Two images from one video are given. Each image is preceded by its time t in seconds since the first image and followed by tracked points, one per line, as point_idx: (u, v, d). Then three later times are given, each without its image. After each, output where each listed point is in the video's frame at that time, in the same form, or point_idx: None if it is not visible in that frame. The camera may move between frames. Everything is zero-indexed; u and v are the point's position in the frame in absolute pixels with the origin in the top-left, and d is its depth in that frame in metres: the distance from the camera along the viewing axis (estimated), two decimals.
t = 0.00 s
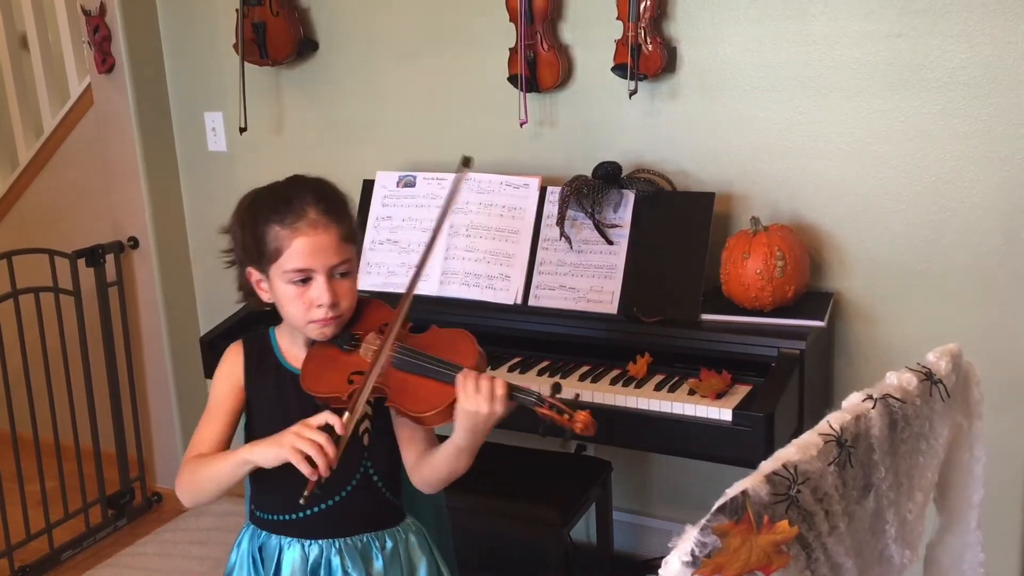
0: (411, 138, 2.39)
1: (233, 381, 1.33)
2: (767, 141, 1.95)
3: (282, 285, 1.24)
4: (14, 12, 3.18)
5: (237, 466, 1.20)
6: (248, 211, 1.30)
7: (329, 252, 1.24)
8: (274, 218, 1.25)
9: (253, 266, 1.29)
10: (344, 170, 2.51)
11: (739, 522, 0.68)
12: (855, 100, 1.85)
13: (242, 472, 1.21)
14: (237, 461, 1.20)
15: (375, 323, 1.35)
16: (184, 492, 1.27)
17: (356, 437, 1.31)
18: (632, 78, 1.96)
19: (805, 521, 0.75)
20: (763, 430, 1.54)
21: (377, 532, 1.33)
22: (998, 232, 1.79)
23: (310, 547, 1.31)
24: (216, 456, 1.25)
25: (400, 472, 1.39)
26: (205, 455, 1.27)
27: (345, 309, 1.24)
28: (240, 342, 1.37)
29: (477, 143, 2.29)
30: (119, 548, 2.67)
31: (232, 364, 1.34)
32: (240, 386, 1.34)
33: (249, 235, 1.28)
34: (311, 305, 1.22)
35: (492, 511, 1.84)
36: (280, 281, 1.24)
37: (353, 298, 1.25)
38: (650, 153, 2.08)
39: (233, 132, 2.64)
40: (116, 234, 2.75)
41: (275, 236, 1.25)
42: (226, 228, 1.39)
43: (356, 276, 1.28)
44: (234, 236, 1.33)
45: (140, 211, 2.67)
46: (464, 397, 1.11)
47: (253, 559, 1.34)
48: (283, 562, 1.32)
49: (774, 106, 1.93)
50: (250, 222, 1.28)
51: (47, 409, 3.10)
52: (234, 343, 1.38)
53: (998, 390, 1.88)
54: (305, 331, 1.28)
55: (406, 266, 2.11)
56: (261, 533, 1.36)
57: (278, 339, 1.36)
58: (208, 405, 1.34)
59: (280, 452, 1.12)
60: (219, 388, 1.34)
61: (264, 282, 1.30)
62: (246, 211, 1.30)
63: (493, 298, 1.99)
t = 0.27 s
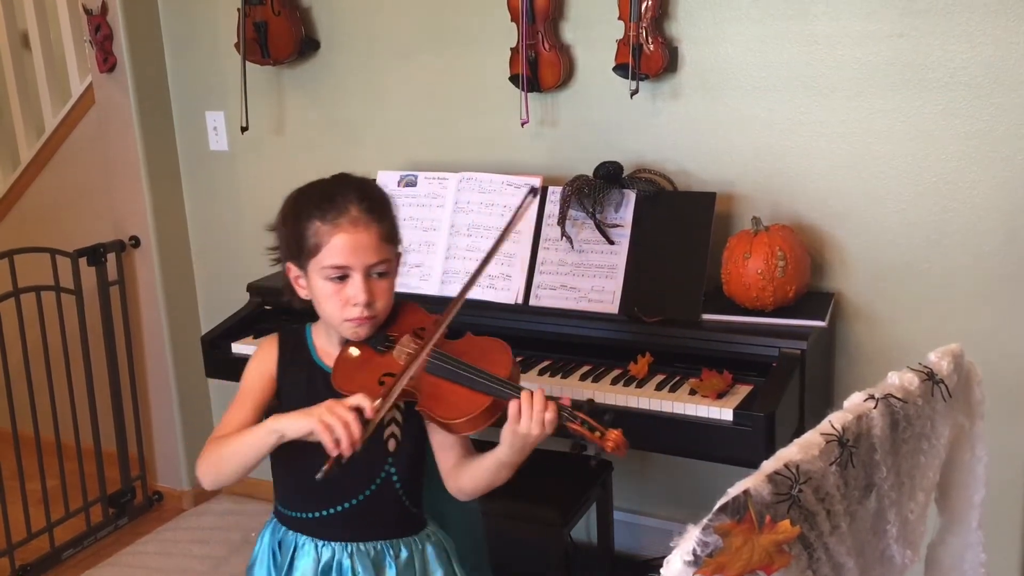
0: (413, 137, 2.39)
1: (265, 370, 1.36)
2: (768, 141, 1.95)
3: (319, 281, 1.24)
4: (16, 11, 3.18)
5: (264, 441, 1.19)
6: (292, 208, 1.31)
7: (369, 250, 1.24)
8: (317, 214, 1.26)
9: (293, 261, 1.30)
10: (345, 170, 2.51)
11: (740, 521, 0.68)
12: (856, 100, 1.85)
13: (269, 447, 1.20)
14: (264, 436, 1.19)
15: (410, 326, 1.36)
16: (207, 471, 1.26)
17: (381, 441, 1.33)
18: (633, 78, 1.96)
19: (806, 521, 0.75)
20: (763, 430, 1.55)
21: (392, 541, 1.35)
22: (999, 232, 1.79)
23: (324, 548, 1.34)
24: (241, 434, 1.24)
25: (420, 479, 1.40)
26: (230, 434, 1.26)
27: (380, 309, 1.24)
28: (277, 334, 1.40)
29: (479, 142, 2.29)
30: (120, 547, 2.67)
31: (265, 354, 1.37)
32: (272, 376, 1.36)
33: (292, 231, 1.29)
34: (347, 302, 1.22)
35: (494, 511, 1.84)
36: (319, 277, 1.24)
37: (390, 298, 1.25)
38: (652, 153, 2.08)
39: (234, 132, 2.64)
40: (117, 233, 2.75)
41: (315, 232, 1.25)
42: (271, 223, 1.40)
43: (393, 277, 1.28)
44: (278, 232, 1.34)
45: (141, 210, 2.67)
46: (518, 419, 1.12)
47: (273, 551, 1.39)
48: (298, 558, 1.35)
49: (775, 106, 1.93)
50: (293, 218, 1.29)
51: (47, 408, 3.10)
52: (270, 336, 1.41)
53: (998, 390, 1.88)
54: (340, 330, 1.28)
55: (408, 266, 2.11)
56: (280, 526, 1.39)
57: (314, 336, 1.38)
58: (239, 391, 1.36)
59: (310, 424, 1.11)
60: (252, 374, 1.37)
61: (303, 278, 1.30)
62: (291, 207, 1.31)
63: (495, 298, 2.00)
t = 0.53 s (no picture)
0: (414, 137, 2.39)
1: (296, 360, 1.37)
2: (770, 141, 1.95)
3: (351, 279, 1.24)
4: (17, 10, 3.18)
5: (282, 410, 1.22)
6: (329, 203, 1.31)
7: (401, 250, 1.23)
8: (352, 211, 1.26)
9: (327, 258, 1.31)
10: (346, 169, 2.51)
11: (742, 521, 0.68)
12: (858, 100, 1.85)
13: (288, 414, 1.22)
14: (282, 405, 1.22)
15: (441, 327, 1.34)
16: (235, 456, 1.27)
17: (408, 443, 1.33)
18: (635, 77, 1.96)
19: (808, 521, 0.75)
20: (765, 430, 1.55)
21: (413, 545, 1.34)
22: (1001, 232, 1.79)
23: (346, 549, 1.34)
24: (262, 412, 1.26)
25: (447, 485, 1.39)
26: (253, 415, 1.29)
27: (409, 310, 1.24)
28: (309, 331, 1.41)
29: (481, 142, 2.29)
30: (121, 545, 2.67)
31: (296, 349, 1.38)
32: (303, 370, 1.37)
33: (327, 227, 1.29)
34: (377, 302, 1.22)
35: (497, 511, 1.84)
36: (350, 275, 1.24)
37: (421, 299, 1.25)
38: (653, 153, 2.08)
39: (236, 130, 2.64)
40: (119, 232, 2.75)
41: (349, 229, 1.25)
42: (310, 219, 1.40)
43: (426, 277, 1.28)
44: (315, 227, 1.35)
45: (142, 208, 2.67)
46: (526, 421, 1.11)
47: (297, 549, 1.41)
48: (320, 558, 1.36)
49: (779, 107, 1.92)
50: (329, 215, 1.29)
51: (47, 406, 3.11)
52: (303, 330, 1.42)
53: (999, 390, 1.88)
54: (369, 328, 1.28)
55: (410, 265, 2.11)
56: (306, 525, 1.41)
57: (345, 333, 1.38)
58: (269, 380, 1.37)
59: (336, 381, 1.14)
60: (284, 365, 1.37)
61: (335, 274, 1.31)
62: (327, 202, 1.32)
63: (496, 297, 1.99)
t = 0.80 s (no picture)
0: (416, 134, 2.39)
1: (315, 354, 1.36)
2: (772, 139, 1.95)
3: (362, 278, 1.24)
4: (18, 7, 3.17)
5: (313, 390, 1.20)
6: (340, 202, 1.31)
7: (413, 249, 1.23)
8: (364, 210, 1.26)
9: (338, 256, 1.30)
10: (347, 167, 2.51)
11: (744, 520, 0.68)
12: (860, 98, 1.85)
13: (319, 394, 1.20)
14: (315, 384, 1.20)
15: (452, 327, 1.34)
16: (262, 439, 1.25)
17: (420, 443, 1.33)
18: (637, 75, 1.96)
19: (810, 519, 0.75)
20: (765, 429, 1.55)
21: (421, 543, 1.34)
22: (1002, 230, 1.79)
23: (355, 544, 1.35)
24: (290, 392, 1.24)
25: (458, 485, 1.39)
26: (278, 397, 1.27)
27: (420, 309, 1.23)
28: (325, 327, 1.40)
29: (482, 139, 2.29)
30: (122, 543, 2.67)
31: (315, 344, 1.37)
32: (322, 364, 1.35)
33: (338, 226, 1.29)
34: (389, 300, 1.22)
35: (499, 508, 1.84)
36: (362, 273, 1.24)
37: (432, 299, 1.24)
38: (655, 151, 2.08)
39: (236, 128, 2.63)
40: (120, 229, 2.75)
41: (361, 229, 1.25)
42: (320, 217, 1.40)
43: (437, 276, 1.28)
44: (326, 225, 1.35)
45: (143, 205, 2.67)
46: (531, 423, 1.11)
47: (307, 540, 1.42)
48: (329, 552, 1.37)
49: (781, 105, 1.92)
50: (340, 214, 1.29)
51: (48, 404, 3.11)
52: (317, 327, 1.41)
53: (1000, 389, 1.88)
54: (380, 327, 1.28)
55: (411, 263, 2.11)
56: (315, 518, 1.42)
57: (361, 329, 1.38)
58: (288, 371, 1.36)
59: (370, 351, 1.16)
60: (302, 355, 1.36)
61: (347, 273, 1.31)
62: (338, 201, 1.32)
63: (496, 295, 1.99)
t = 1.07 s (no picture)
0: (416, 130, 2.38)
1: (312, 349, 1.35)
2: (773, 135, 1.94)
3: (355, 274, 1.24)
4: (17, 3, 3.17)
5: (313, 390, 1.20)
6: (330, 198, 1.30)
7: (405, 244, 1.23)
8: (354, 206, 1.25)
9: (331, 252, 1.30)
10: (347, 163, 2.50)
11: (744, 516, 0.68)
12: (860, 94, 1.84)
13: (317, 395, 1.20)
14: (314, 384, 1.20)
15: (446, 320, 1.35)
16: (260, 435, 1.25)
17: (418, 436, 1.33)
18: (637, 70, 1.95)
19: (810, 515, 0.75)
20: (765, 425, 1.54)
21: (422, 536, 1.34)
22: (1003, 226, 1.79)
23: (355, 538, 1.35)
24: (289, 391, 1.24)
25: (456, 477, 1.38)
26: (278, 395, 1.27)
27: (414, 303, 1.24)
28: (319, 322, 1.40)
29: (482, 135, 2.29)
30: (123, 539, 2.67)
31: (311, 339, 1.36)
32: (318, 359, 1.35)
33: (330, 221, 1.29)
34: (382, 296, 1.22)
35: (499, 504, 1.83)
36: (355, 270, 1.24)
37: (425, 293, 1.25)
38: (655, 146, 2.07)
39: (236, 124, 2.63)
40: (119, 225, 2.74)
41: (352, 225, 1.25)
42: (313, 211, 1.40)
43: (430, 270, 1.27)
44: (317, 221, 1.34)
45: (142, 201, 2.66)
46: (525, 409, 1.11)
47: (307, 535, 1.42)
48: (329, 546, 1.37)
49: (781, 100, 1.92)
50: (331, 209, 1.29)
51: (48, 400, 3.11)
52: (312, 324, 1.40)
53: (1001, 385, 1.88)
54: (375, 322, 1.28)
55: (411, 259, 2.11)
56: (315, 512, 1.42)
57: (355, 325, 1.36)
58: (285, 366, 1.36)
59: (376, 349, 1.15)
60: (299, 352, 1.36)
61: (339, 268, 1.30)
62: (328, 196, 1.31)
63: (496, 291, 1.99)
